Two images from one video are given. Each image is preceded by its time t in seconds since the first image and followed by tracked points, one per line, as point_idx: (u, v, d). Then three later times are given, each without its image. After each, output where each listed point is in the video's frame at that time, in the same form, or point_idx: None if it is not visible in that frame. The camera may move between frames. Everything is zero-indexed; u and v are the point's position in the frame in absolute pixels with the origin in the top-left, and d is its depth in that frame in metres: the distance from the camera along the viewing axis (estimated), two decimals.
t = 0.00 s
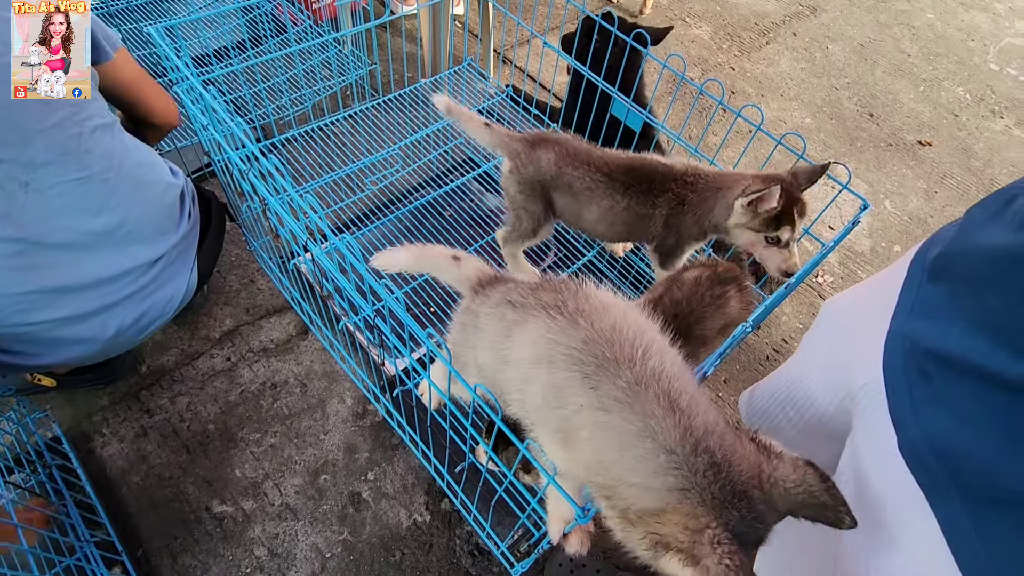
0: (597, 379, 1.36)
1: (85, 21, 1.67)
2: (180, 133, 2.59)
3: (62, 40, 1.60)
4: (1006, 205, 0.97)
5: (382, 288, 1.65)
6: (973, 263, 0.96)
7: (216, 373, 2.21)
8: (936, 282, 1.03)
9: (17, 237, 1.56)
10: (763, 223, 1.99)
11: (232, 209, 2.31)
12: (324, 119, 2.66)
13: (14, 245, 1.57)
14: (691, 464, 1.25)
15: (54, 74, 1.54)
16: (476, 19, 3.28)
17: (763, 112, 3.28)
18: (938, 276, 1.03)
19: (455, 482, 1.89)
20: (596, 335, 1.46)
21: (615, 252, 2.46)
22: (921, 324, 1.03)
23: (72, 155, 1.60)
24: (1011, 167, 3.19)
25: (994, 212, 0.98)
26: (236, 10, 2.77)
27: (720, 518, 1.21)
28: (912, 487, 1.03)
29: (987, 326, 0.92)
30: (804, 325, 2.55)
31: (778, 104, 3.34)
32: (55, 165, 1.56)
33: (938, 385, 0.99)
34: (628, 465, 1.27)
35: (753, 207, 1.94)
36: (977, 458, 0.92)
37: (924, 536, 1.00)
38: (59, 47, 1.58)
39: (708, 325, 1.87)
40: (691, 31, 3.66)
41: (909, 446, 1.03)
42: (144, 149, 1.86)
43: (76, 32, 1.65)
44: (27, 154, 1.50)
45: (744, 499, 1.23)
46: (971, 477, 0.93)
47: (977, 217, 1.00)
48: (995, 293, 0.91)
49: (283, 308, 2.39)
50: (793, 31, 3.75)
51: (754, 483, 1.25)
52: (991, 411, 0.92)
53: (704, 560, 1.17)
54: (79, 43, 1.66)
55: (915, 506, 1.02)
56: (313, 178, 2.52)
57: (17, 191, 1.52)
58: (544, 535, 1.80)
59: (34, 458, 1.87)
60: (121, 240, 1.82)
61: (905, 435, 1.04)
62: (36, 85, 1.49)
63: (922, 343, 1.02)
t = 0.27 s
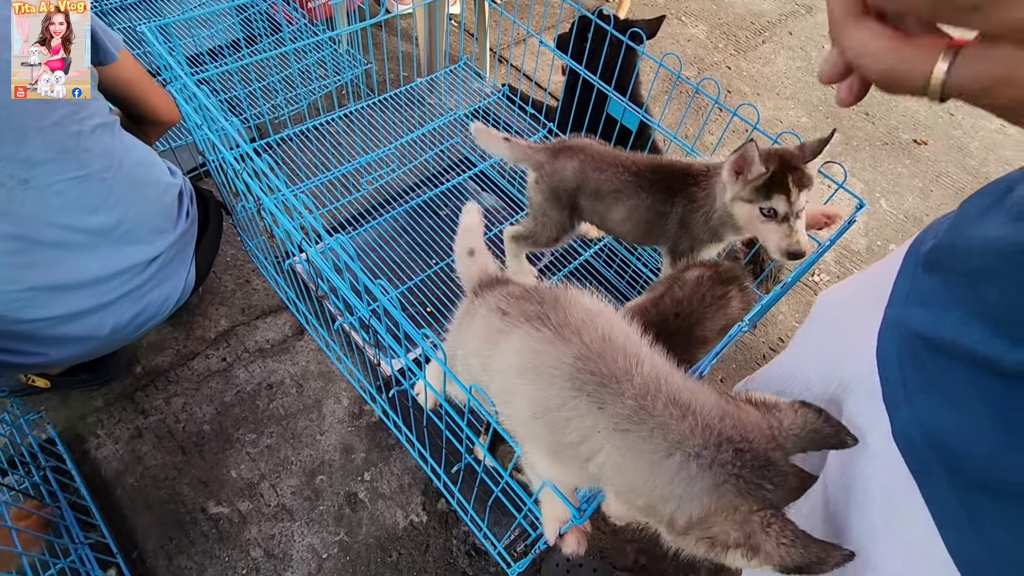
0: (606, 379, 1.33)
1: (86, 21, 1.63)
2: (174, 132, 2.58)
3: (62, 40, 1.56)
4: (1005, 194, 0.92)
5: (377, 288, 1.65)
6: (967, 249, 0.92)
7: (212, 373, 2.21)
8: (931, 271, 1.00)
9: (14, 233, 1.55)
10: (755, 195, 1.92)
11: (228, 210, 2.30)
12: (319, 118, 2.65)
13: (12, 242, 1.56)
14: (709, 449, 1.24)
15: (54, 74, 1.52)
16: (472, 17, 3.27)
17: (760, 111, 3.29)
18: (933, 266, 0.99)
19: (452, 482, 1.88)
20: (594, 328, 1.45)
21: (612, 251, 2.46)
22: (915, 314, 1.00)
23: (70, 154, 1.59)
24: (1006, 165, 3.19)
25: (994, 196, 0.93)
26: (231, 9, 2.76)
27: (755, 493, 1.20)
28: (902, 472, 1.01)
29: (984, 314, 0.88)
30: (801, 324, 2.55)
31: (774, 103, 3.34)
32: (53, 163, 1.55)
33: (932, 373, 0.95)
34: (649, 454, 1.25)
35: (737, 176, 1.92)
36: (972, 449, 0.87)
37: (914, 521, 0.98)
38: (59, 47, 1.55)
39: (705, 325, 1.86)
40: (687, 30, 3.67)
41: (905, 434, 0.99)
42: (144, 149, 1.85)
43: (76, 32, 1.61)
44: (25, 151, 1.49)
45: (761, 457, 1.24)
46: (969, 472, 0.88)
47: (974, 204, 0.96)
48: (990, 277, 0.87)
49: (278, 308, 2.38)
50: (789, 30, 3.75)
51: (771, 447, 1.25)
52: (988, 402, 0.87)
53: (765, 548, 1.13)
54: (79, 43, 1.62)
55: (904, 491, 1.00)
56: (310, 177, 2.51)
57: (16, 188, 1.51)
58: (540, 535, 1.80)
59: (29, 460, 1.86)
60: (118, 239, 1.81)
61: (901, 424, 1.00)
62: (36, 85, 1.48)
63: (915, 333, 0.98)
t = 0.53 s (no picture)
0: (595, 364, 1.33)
1: (85, 21, 1.63)
2: (167, 133, 2.57)
3: (62, 40, 1.56)
4: (1001, 188, 0.98)
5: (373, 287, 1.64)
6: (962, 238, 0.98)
7: (206, 375, 2.20)
8: (925, 261, 1.06)
9: (9, 232, 1.54)
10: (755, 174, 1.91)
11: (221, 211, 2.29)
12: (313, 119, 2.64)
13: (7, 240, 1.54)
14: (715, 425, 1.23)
15: (54, 74, 1.52)
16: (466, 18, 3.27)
17: (754, 112, 3.29)
18: (928, 256, 1.05)
19: (447, 483, 1.88)
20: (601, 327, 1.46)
21: (607, 251, 2.46)
22: (907, 301, 1.05)
23: (65, 154, 1.58)
24: (998, 166, 3.21)
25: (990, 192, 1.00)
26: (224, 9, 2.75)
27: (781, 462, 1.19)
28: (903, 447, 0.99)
29: (972, 293, 0.93)
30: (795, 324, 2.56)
31: (768, 104, 3.35)
32: (48, 163, 1.54)
33: (922, 357, 1.00)
34: (646, 455, 1.25)
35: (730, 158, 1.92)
36: (958, 431, 0.91)
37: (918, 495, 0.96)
38: (59, 47, 1.55)
39: (700, 324, 1.87)
40: (682, 31, 3.67)
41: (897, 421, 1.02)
42: (137, 149, 1.84)
43: (76, 32, 1.61)
44: (21, 150, 1.48)
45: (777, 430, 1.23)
46: (952, 448, 0.93)
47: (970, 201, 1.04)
48: (980, 264, 0.93)
49: (272, 310, 2.37)
50: (783, 31, 3.77)
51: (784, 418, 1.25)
52: (970, 376, 0.91)
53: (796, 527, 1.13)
54: (79, 43, 1.62)
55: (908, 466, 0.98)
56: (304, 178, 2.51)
57: (10, 188, 1.50)
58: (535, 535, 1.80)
59: (21, 463, 1.85)
60: (112, 240, 1.80)
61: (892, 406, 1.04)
62: (36, 85, 1.48)
63: (905, 317, 1.03)
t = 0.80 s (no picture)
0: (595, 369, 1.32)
1: (85, 21, 1.62)
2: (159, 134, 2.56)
3: (62, 40, 1.56)
4: (995, 191, 1.01)
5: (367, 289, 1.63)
6: (956, 244, 1.02)
7: (199, 378, 2.18)
8: (921, 264, 1.10)
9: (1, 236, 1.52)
10: (815, 162, 1.74)
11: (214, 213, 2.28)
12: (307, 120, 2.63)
13: None
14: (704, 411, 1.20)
15: (54, 74, 1.54)
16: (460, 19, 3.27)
17: (747, 113, 3.31)
18: (923, 259, 1.10)
19: (442, 485, 1.87)
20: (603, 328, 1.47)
21: (601, 252, 2.46)
22: (904, 303, 1.09)
23: (57, 157, 1.57)
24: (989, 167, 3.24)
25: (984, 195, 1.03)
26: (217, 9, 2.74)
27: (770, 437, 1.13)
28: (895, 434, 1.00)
29: (967, 298, 0.97)
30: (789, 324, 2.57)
31: (761, 105, 3.37)
32: (40, 166, 1.54)
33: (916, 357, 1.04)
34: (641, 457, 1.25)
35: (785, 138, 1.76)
36: (954, 429, 0.94)
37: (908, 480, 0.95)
38: (59, 47, 1.55)
39: (694, 325, 1.87)
40: (675, 33, 3.68)
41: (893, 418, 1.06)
42: (129, 153, 1.83)
43: (76, 32, 1.61)
44: (13, 154, 1.47)
45: (775, 405, 1.18)
46: (947, 445, 0.96)
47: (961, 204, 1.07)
48: (972, 270, 0.97)
49: (266, 312, 2.36)
50: (775, 33, 3.78)
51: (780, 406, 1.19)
52: (968, 379, 0.95)
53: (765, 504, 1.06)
54: (79, 43, 1.62)
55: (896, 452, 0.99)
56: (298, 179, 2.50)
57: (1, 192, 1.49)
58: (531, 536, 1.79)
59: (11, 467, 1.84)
60: (105, 243, 1.78)
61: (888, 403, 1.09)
62: (36, 85, 1.50)
63: (901, 319, 1.08)
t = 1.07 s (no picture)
0: (586, 377, 1.37)
1: (86, 21, 1.63)
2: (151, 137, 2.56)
3: (62, 40, 1.57)
4: (971, 196, 0.96)
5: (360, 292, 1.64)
6: (935, 249, 0.97)
7: (191, 382, 2.17)
8: (899, 270, 1.04)
9: None
10: (846, 170, 1.70)
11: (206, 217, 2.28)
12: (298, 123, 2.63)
13: None
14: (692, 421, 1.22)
15: (54, 74, 1.55)
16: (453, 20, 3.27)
17: (739, 114, 3.32)
18: (901, 265, 1.03)
19: (436, 488, 1.87)
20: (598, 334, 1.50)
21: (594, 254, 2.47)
22: (885, 311, 1.03)
23: (47, 163, 1.57)
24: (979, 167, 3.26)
25: (958, 201, 0.99)
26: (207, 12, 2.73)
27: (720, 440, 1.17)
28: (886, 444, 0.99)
29: (955, 304, 0.92)
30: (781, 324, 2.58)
31: (753, 107, 3.39)
32: (29, 172, 1.53)
33: (900, 366, 0.98)
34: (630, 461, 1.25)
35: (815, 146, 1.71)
36: (941, 438, 0.90)
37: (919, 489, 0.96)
38: (59, 47, 1.55)
39: (686, 327, 1.89)
40: (668, 34, 3.70)
41: (875, 424, 1.01)
42: (122, 157, 1.82)
43: (76, 32, 1.61)
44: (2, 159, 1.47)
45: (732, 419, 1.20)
46: (932, 455, 0.92)
47: (931, 212, 1.03)
48: (957, 276, 0.92)
49: (258, 315, 2.35)
50: (767, 34, 3.80)
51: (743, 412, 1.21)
52: (955, 390, 0.90)
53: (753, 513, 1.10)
54: (80, 43, 1.62)
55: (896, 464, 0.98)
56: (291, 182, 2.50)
57: None
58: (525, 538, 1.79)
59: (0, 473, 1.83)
60: (95, 248, 1.78)
61: (871, 415, 1.02)
62: (36, 85, 1.52)
63: (883, 328, 1.01)
